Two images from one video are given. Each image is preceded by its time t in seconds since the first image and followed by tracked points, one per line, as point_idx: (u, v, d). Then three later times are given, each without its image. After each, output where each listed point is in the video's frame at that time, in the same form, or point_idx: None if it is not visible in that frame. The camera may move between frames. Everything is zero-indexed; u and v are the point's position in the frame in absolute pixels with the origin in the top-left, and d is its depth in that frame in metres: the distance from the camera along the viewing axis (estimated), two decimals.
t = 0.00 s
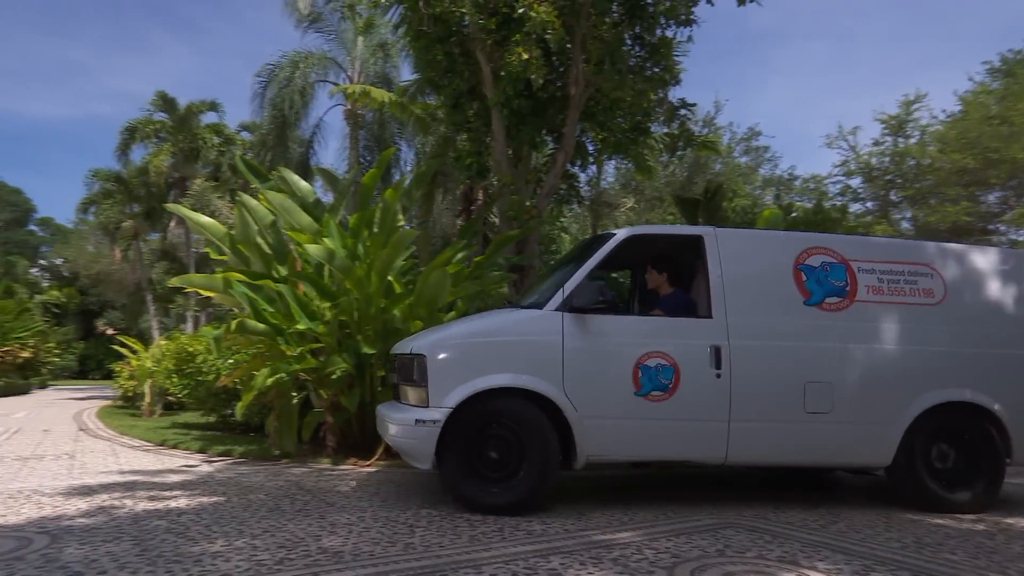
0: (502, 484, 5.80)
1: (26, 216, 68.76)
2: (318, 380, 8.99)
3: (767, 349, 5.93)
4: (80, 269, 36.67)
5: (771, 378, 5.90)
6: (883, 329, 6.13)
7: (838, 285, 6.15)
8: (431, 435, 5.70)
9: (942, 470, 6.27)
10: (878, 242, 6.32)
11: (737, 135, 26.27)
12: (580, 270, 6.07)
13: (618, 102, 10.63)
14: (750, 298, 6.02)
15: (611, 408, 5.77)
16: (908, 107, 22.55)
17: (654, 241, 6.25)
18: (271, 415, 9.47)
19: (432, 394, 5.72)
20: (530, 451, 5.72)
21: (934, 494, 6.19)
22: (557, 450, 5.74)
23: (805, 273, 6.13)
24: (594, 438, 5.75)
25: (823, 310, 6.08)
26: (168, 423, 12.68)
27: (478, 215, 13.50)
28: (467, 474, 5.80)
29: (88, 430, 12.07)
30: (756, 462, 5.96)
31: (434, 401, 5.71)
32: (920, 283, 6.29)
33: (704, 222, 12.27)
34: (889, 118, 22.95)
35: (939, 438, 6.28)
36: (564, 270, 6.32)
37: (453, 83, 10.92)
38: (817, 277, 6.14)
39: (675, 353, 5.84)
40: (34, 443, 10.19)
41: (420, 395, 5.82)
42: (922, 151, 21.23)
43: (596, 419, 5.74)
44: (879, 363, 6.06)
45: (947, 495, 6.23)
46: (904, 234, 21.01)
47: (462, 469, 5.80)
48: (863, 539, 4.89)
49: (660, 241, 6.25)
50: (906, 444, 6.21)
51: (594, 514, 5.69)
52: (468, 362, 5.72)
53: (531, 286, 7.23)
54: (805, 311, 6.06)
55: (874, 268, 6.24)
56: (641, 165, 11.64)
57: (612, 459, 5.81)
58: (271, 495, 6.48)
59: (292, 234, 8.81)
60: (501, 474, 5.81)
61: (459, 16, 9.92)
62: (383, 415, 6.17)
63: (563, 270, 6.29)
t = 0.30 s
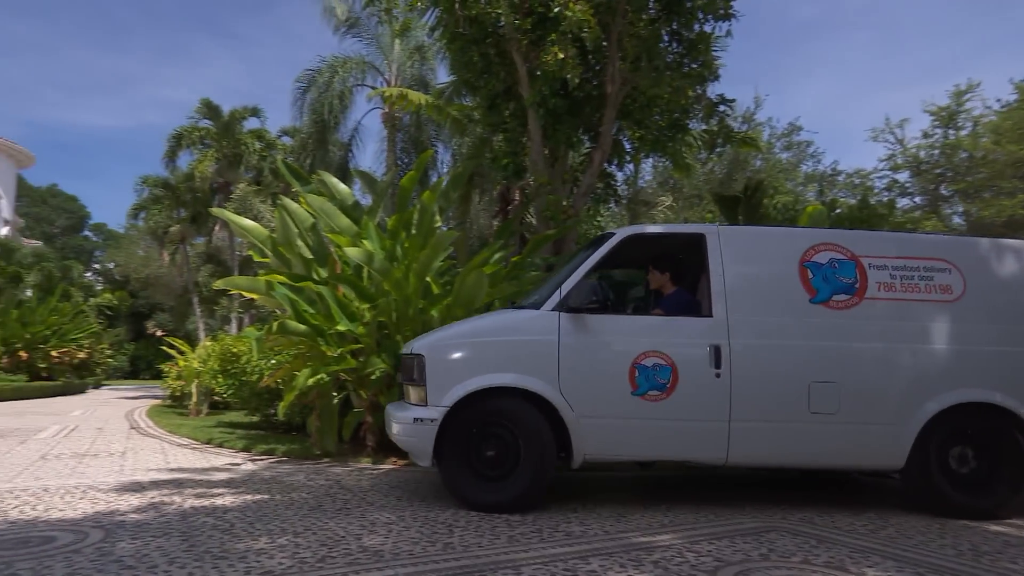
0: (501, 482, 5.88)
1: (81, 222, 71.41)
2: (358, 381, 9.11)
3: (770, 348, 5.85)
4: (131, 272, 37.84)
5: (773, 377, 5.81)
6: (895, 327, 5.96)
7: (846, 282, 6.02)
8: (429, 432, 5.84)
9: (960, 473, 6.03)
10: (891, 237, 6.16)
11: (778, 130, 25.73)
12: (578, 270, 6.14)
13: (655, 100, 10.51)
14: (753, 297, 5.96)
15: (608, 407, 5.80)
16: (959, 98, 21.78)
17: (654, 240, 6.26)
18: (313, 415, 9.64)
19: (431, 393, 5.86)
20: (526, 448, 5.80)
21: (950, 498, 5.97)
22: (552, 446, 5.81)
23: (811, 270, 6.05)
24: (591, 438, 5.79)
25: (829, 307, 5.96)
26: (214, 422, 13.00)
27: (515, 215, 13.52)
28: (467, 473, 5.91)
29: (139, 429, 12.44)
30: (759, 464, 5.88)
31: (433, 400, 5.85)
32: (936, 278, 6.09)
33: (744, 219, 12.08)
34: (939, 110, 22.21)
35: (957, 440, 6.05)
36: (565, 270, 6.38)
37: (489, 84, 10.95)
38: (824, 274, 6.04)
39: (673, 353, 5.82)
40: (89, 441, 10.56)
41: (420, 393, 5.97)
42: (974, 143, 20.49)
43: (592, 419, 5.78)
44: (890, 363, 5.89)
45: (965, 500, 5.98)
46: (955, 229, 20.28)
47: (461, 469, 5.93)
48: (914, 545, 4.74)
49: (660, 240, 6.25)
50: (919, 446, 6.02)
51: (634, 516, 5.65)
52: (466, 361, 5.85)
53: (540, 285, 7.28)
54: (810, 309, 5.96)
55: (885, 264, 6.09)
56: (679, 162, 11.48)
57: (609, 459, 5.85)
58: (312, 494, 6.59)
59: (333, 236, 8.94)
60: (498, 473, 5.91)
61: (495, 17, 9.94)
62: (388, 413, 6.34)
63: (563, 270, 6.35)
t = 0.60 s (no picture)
0: (504, 480, 6.04)
1: (122, 227, 73.35)
2: (390, 381, 9.16)
3: (773, 348, 5.87)
4: (169, 275, 38.71)
5: (775, 377, 5.84)
6: (905, 325, 5.90)
7: (854, 279, 5.99)
8: (430, 429, 6.04)
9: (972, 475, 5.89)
10: (903, 233, 6.10)
11: (812, 126, 25.21)
12: (579, 270, 6.29)
13: (686, 96, 10.38)
14: (757, 296, 5.99)
15: (608, 406, 5.92)
16: (1004, 89, 21.09)
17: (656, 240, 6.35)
18: (346, 415, 9.74)
19: (433, 391, 6.07)
20: (527, 444, 5.97)
21: (960, 499, 5.85)
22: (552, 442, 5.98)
23: (817, 268, 6.04)
24: (591, 436, 5.94)
25: (836, 306, 5.95)
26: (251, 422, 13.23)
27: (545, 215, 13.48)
28: (470, 472, 6.10)
29: (178, 427, 12.73)
30: (762, 464, 5.93)
31: (434, 398, 6.06)
32: (951, 274, 6.00)
33: (778, 217, 11.87)
34: (982, 102, 21.54)
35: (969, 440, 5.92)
36: (568, 269, 6.51)
37: (518, 84, 10.93)
38: (831, 272, 6.02)
39: (672, 353, 5.91)
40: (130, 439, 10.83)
41: (422, 391, 6.18)
42: (1020, 135, 19.81)
43: (591, 418, 5.91)
44: (898, 362, 5.84)
45: (975, 502, 5.85)
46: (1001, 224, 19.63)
47: (465, 469, 6.10)
48: (958, 551, 4.59)
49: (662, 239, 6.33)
50: (928, 447, 5.91)
51: (667, 517, 5.61)
52: (468, 360, 6.04)
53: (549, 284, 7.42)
54: (815, 308, 5.95)
55: (896, 261, 6.02)
56: (711, 159, 11.32)
57: (610, 457, 5.97)
58: (344, 493, 6.66)
59: (365, 238, 9.02)
60: (498, 472, 6.07)
61: (523, 17, 9.93)
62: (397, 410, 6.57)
63: (566, 270, 6.46)
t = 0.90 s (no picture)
0: (521, 478, 6.02)
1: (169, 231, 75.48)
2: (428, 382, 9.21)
3: (791, 347, 5.77)
4: (214, 277, 39.70)
5: (793, 377, 5.74)
6: (929, 323, 5.75)
7: (875, 277, 5.87)
8: (447, 427, 6.08)
9: (1000, 474, 5.71)
10: (928, 229, 5.94)
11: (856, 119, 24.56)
12: (593, 268, 6.26)
13: (725, 92, 10.22)
14: (775, 294, 5.89)
15: (621, 405, 5.90)
16: None
17: (672, 238, 6.30)
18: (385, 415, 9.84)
19: (449, 389, 6.13)
20: (542, 441, 5.97)
21: (989, 505, 5.67)
22: (567, 437, 5.97)
23: (837, 266, 5.92)
24: (604, 435, 5.93)
25: (855, 303, 5.83)
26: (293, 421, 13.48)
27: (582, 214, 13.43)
28: (485, 469, 6.10)
29: (224, 426, 13.05)
30: (789, 466, 5.82)
31: (451, 397, 6.12)
32: (979, 272, 5.83)
33: (821, 214, 11.60)
34: None
35: (1001, 441, 5.74)
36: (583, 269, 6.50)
37: (554, 84, 10.89)
38: (852, 269, 5.90)
39: (685, 352, 5.86)
40: (178, 437, 11.13)
41: (439, 390, 6.25)
42: None
43: (604, 417, 5.90)
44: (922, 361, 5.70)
45: (1006, 507, 5.66)
46: None
47: (481, 468, 6.10)
48: (1014, 560, 4.42)
49: (679, 238, 6.28)
50: (954, 449, 5.75)
51: (709, 519, 5.53)
52: (481, 359, 6.09)
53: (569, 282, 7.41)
54: (835, 306, 5.84)
55: (920, 258, 5.88)
56: (751, 155, 11.12)
57: (625, 457, 5.95)
58: (383, 492, 6.73)
59: (402, 240, 9.10)
60: (512, 470, 6.06)
61: (558, 16, 9.89)
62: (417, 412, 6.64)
63: (581, 269, 6.45)
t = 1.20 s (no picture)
0: (541, 478, 5.99)
1: (211, 235, 77.36)
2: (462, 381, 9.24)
3: (814, 346, 5.66)
4: (254, 279, 40.53)
5: (817, 377, 5.62)
6: (961, 320, 5.58)
7: (902, 273, 5.70)
8: (469, 426, 6.10)
9: None
10: (959, 223, 5.75)
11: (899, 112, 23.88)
12: (613, 267, 6.21)
13: (762, 87, 10.04)
14: (798, 292, 5.78)
15: (641, 405, 5.84)
16: None
17: (692, 236, 6.22)
18: (421, 415, 9.90)
19: (470, 390, 6.15)
20: (561, 437, 5.94)
21: None
22: (586, 432, 5.93)
23: (861, 263, 5.78)
24: (623, 436, 5.88)
25: (881, 301, 5.68)
26: (331, 420, 13.68)
27: (617, 214, 13.34)
28: (506, 469, 6.09)
29: (264, 425, 13.30)
30: (820, 469, 5.68)
31: (471, 397, 6.14)
32: (1013, 267, 5.62)
33: (864, 210, 11.31)
34: None
35: None
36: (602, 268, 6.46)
37: (587, 83, 10.83)
38: (878, 266, 5.75)
39: (705, 351, 5.78)
40: (221, 436, 11.38)
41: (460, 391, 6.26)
42: None
43: (623, 417, 5.85)
44: (954, 360, 5.52)
45: None
46: None
47: (502, 468, 6.09)
48: None
49: (700, 236, 6.19)
50: (990, 452, 5.55)
51: (747, 522, 5.44)
52: (499, 359, 6.09)
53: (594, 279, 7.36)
54: (861, 304, 5.69)
55: (950, 254, 5.70)
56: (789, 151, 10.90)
57: (649, 458, 5.89)
58: (419, 491, 6.79)
59: (436, 241, 9.15)
60: (533, 470, 6.03)
61: (590, 15, 9.83)
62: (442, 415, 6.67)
63: (600, 269, 6.41)
